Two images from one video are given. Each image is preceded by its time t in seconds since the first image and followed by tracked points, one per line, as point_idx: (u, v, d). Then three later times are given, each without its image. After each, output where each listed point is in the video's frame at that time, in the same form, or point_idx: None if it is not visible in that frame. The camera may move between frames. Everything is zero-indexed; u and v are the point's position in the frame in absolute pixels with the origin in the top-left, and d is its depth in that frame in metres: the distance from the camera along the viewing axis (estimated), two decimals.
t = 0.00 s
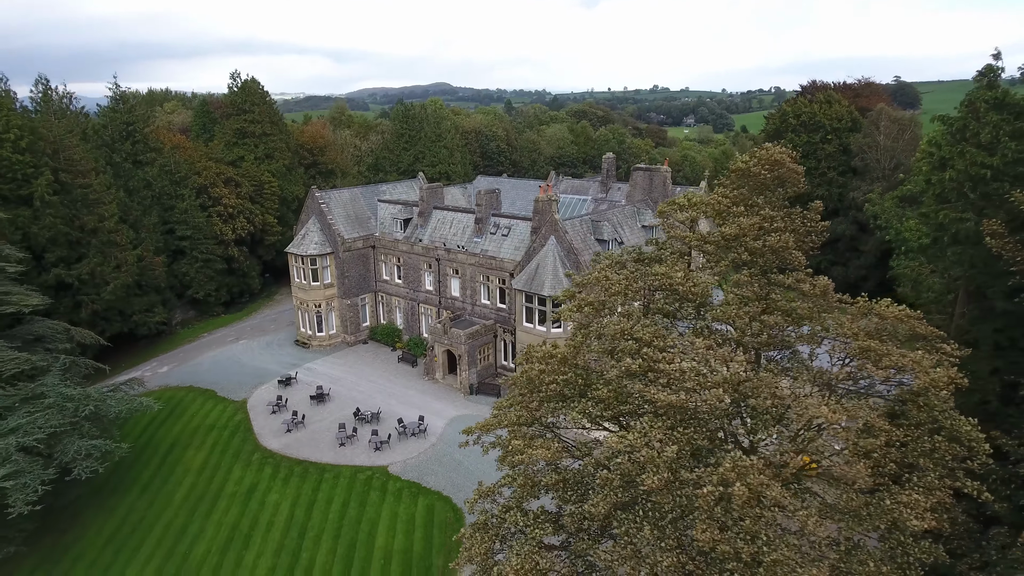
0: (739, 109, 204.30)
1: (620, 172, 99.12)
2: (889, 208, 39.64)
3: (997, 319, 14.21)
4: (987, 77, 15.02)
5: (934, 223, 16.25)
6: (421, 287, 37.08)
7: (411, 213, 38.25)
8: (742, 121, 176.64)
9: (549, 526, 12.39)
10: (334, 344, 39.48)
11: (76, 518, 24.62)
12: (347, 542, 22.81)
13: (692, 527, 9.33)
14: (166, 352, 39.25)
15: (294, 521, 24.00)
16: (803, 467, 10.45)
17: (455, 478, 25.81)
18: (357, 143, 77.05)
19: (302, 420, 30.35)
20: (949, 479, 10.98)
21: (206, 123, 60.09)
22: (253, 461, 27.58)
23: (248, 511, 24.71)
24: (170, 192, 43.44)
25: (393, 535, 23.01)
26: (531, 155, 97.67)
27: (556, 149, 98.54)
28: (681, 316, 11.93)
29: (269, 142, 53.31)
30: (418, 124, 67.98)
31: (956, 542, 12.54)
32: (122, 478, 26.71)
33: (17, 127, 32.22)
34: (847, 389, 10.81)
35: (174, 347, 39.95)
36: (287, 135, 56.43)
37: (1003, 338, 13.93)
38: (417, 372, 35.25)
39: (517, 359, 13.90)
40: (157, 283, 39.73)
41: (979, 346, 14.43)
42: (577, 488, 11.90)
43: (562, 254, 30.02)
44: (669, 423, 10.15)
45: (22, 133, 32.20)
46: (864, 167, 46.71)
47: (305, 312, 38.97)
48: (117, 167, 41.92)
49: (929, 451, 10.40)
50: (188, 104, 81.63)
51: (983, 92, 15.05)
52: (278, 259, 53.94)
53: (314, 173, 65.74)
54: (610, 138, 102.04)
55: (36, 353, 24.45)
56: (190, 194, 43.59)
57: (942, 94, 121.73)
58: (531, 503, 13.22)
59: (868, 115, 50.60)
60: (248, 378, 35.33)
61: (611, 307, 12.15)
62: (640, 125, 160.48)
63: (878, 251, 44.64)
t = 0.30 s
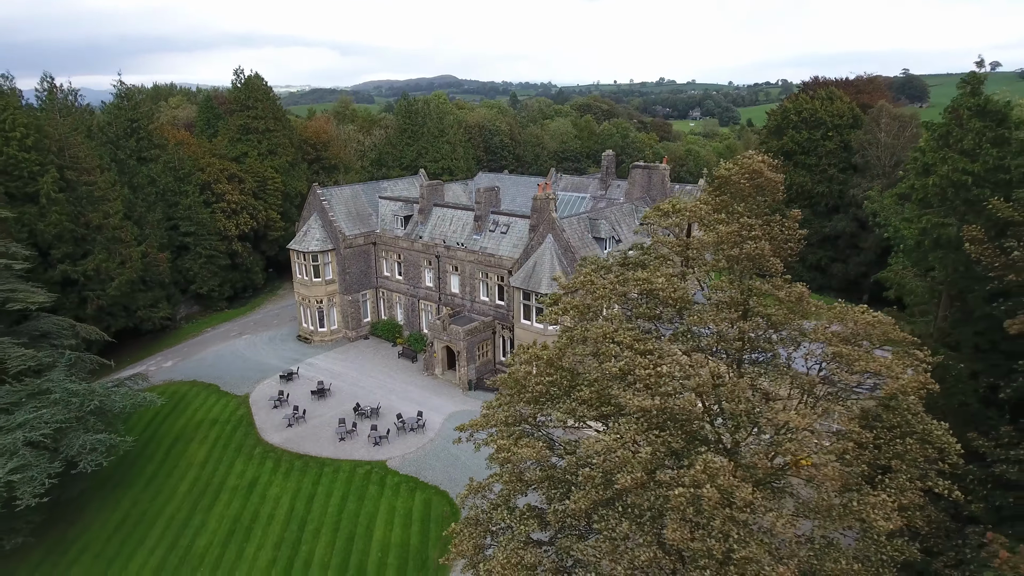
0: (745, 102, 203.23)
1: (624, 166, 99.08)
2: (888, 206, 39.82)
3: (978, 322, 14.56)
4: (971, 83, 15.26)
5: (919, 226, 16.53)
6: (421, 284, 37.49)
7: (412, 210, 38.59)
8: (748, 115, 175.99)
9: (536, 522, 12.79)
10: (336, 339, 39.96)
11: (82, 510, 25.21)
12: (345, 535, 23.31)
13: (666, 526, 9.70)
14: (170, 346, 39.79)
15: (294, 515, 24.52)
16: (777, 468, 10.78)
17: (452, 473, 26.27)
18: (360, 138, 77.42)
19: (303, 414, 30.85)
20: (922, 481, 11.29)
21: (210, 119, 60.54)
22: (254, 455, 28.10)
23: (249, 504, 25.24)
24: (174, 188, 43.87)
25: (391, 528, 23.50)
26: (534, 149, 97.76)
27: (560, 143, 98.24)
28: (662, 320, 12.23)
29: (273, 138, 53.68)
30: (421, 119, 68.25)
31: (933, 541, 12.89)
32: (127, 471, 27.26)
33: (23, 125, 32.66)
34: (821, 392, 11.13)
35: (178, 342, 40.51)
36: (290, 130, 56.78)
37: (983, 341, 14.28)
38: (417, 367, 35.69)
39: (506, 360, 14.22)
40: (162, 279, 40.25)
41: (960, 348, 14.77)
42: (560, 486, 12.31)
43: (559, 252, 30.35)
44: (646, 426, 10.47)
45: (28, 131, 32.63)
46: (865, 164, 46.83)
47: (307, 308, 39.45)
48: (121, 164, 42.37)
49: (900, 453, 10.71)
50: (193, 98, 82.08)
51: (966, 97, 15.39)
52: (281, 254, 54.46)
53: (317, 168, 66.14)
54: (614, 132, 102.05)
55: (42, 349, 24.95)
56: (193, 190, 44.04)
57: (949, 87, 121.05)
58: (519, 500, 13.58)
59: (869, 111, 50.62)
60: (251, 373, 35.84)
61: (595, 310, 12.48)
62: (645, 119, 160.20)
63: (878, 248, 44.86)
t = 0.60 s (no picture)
0: (750, 95, 202.35)
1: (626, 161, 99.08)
2: (885, 203, 39.99)
3: (956, 324, 14.90)
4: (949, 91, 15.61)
5: (901, 229, 16.83)
6: (420, 280, 37.87)
7: (411, 207, 38.91)
8: (753, 108, 175.33)
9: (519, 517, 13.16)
10: (336, 335, 40.41)
11: (86, 503, 25.78)
12: (342, 528, 23.80)
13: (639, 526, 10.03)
14: (171, 342, 40.31)
15: (292, 508, 25.01)
16: (750, 470, 11.09)
17: (447, 468, 26.72)
18: (362, 134, 77.69)
19: (302, 410, 31.32)
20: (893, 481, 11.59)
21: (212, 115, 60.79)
22: (254, 450, 28.61)
23: (248, 498, 25.74)
24: (177, 184, 44.28)
25: (386, 522, 23.97)
26: (536, 144, 97.80)
27: (563, 138, 98.12)
28: (641, 323, 12.53)
29: (274, 134, 54.04)
30: (422, 115, 68.49)
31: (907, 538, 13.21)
32: (129, 465, 27.81)
33: (26, 124, 33.10)
34: (793, 394, 11.44)
35: (180, 337, 41.02)
36: (291, 126, 57.11)
37: (960, 342, 14.64)
38: (415, 363, 36.12)
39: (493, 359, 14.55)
40: (164, 275, 40.74)
41: (938, 350, 15.11)
42: (543, 483, 12.66)
43: (554, 250, 30.68)
44: (621, 427, 10.81)
45: (31, 130, 33.06)
46: (864, 161, 46.95)
47: (308, 304, 39.89)
48: (123, 161, 42.81)
49: (869, 455, 11.02)
50: (196, 93, 82.48)
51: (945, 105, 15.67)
52: (283, 250, 54.95)
53: (319, 163, 66.53)
54: (617, 127, 102.06)
55: (45, 346, 25.47)
56: (195, 187, 44.46)
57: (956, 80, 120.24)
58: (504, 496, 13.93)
59: (869, 108, 50.66)
60: (251, 368, 36.30)
61: (577, 313, 12.81)
62: (648, 114, 159.83)
63: (876, 244, 45.08)
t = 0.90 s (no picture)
0: (755, 88, 201.47)
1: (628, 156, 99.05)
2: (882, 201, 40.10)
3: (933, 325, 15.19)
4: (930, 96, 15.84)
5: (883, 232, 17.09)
6: (417, 277, 38.23)
7: (409, 204, 39.24)
8: (757, 102, 174.40)
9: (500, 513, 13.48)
10: (335, 330, 40.84)
11: (88, 495, 26.31)
12: (338, 521, 24.28)
13: (611, 524, 10.38)
14: (173, 337, 40.81)
15: (289, 502, 25.50)
16: (721, 470, 11.41)
17: (441, 463, 27.17)
18: (363, 129, 77.94)
19: (299, 405, 31.79)
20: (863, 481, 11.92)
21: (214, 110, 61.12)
22: (253, 444, 29.10)
23: (246, 491, 26.23)
24: (178, 181, 44.68)
25: (381, 515, 24.45)
26: (538, 138, 97.85)
27: (565, 132, 98.01)
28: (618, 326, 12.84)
29: (275, 130, 54.31)
30: (423, 110, 68.68)
31: (881, 535, 13.51)
32: (130, 459, 28.34)
33: (28, 122, 33.52)
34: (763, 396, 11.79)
35: (181, 332, 41.51)
36: (292, 123, 57.42)
37: (937, 343, 14.92)
38: (413, 359, 36.54)
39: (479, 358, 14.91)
40: (165, 271, 41.20)
41: (916, 351, 15.39)
42: (524, 480, 13.01)
43: (549, 248, 30.99)
44: (596, 428, 11.20)
45: (33, 128, 33.47)
46: (861, 158, 47.03)
47: (307, 300, 40.32)
48: (125, 158, 43.24)
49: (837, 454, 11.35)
50: (198, 88, 82.83)
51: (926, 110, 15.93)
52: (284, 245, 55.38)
53: (320, 158, 66.88)
54: (619, 121, 101.96)
55: (47, 342, 25.97)
56: (196, 183, 44.85)
57: (963, 73, 119.38)
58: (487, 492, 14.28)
59: (867, 104, 50.69)
60: (251, 363, 36.77)
61: (557, 315, 13.12)
62: (652, 107, 159.39)
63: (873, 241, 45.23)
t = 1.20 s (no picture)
0: (759, 81, 200.86)
1: (629, 150, 99.16)
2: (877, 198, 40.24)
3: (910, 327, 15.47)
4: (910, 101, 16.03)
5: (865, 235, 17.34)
6: (414, 273, 38.60)
7: (406, 201, 39.55)
8: (761, 95, 173.78)
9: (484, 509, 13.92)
10: (334, 326, 41.29)
11: (89, 488, 26.84)
12: (333, 515, 24.77)
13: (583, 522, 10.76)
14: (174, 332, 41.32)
15: (285, 496, 25.99)
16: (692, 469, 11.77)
17: (435, 457, 27.65)
18: (364, 123, 78.26)
19: (297, 400, 32.26)
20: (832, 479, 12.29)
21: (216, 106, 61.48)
22: (250, 439, 29.59)
23: (243, 485, 26.73)
24: (178, 177, 45.07)
25: (375, 509, 24.92)
26: (539, 133, 97.93)
27: (566, 126, 98.14)
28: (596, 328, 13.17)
29: (275, 127, 54.62)
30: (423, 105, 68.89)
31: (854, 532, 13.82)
32: (131, 453, 28.86)
33: (29, 120, 33.91)
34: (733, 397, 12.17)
35: (181, 328, 42.02)
36: (292, 118, 57.73)
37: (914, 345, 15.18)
38: (409, 354, 36.97)
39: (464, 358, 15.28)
40: (166, 267, 41.66)
41: (894, 352, 15.67)
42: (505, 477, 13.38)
43: (543, 246, 31.32)
44: (570, 428, 11.59)
45: (34, 126, 33.86)
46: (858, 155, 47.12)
47: (306, 296, 40.73)
48: (126, 154, 43.65)
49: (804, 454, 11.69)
50: (200, 83, 83.25)
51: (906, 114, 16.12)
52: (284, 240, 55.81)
53: (321, 154, 67.22)
54: (620, 116, 101.98)
55: (48, 339, 26.44)
56: (196, 180, 45.23)
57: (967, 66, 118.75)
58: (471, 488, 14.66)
59: (865, 101, 50.75)
60: (250, 359, 37.25)
61: (537, 317, 13.46)
62: (655, 101, 159.11)
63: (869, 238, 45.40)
